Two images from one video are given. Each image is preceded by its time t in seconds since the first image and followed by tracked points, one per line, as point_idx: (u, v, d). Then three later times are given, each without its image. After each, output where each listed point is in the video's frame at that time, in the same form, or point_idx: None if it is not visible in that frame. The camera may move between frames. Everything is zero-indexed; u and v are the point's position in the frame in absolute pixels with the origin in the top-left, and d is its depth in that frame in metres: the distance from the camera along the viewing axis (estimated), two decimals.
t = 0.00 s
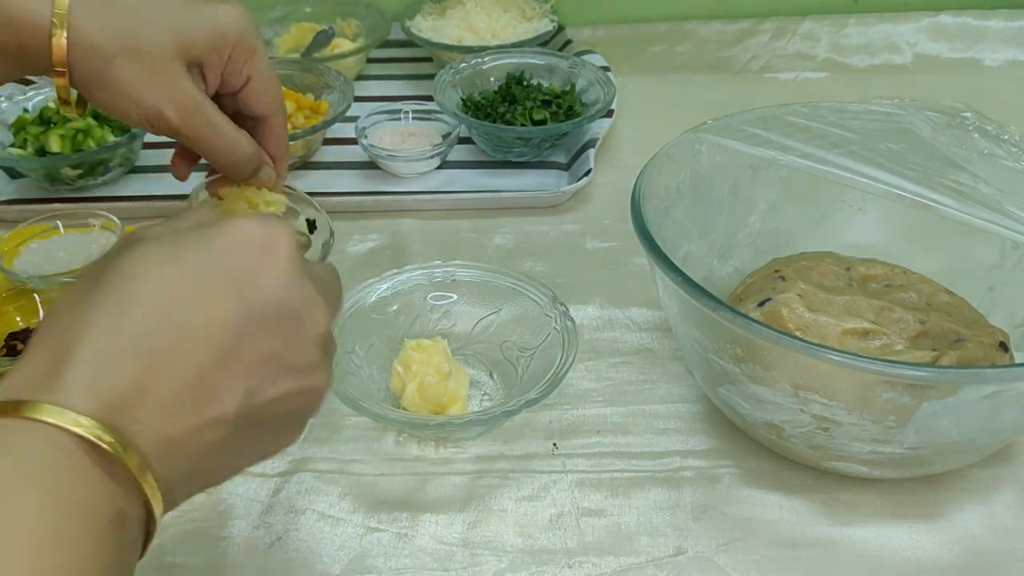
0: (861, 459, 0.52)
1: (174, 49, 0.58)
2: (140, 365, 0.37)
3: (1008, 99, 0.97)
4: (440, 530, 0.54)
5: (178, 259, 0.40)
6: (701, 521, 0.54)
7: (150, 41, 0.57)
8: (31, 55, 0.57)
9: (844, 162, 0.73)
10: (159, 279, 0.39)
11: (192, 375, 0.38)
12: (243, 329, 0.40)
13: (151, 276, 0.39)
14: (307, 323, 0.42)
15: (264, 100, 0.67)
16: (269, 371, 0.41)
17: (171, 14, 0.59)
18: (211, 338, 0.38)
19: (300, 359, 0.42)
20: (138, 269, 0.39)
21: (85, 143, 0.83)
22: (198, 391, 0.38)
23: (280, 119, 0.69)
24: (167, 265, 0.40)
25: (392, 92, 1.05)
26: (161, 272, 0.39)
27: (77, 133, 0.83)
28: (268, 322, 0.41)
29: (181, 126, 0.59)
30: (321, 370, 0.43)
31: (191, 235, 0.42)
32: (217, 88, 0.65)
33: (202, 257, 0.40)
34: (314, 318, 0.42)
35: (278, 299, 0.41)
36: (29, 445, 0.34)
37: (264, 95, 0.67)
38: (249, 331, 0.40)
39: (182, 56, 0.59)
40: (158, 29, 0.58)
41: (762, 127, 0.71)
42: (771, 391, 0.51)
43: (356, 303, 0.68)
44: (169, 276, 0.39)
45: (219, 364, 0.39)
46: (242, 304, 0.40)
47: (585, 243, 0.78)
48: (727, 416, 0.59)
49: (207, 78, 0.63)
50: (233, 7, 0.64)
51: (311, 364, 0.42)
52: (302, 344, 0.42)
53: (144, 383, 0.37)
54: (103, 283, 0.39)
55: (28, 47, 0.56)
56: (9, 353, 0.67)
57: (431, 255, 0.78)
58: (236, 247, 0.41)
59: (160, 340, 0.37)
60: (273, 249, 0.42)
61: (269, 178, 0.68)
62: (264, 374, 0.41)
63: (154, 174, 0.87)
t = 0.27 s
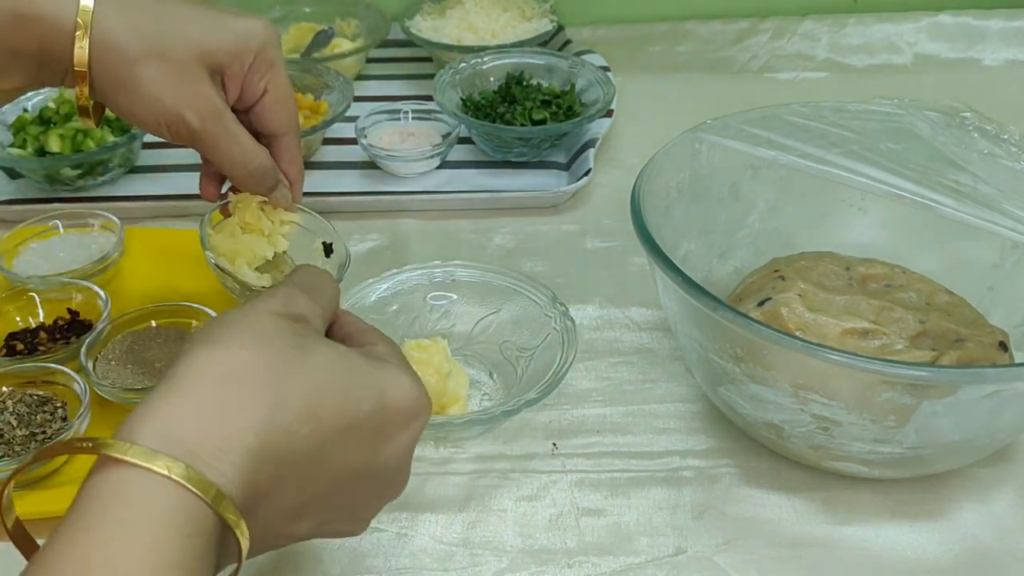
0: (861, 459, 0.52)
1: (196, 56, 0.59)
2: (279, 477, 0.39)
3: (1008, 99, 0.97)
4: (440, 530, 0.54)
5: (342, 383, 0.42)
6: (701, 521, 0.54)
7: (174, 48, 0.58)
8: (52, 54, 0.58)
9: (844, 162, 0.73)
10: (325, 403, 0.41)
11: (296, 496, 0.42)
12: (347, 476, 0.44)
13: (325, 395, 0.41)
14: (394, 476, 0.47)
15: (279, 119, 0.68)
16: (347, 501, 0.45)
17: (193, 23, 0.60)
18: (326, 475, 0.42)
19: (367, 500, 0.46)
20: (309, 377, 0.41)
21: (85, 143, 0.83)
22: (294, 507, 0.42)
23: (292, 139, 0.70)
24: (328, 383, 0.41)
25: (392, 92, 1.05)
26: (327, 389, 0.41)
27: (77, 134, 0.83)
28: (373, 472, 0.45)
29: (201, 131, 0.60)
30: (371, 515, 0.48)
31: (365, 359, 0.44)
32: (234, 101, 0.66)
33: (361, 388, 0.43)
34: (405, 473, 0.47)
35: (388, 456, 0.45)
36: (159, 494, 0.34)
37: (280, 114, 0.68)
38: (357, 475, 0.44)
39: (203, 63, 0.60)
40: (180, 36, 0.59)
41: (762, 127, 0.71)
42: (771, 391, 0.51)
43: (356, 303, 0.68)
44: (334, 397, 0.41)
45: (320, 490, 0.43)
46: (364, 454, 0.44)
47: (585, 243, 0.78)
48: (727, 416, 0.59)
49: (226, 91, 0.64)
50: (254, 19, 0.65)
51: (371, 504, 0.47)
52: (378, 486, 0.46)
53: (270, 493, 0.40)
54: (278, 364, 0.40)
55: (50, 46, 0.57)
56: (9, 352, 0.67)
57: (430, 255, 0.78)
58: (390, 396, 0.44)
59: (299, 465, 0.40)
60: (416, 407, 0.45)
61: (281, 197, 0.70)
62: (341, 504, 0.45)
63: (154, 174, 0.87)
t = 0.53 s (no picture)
0: (861, 459, 0.52)
1: (206, 59, 0.58)
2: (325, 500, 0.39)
3: (1008, 98, 0.97)
4: (440, 530, 0.54)
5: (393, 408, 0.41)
6: (701, 521, 0.54)
7: (184, 51, 0.57)
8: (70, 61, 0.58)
9: (844, 162, 0.73)
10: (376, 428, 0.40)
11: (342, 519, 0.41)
12: (391, 502, 0.43)
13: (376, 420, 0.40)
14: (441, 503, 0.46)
15: (293, 118, 0.67)
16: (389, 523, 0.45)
17: (202, 24, 0.59)
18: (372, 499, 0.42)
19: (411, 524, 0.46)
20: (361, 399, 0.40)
21: (85, 143, 0.83)
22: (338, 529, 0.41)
23: (307, 137, 0.68)
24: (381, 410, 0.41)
25: (392, 92, 1.05)
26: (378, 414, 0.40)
27: (77, 133, 0.83)
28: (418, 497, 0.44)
29: (215, 134, 0.60)
30: (416, 536, 0.47)
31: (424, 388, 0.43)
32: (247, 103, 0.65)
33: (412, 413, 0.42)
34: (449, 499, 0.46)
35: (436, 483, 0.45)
36: (202, 521, 0.33)
37: (294, 111, 0.66)
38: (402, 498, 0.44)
39: (214, 65, 0.59)
40: (189, 39, 0.57)
41: (762, 127, 0.71)
42: (771, 391, 0.51)
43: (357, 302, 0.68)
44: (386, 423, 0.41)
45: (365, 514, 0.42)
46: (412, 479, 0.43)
47: (585, 243, 0.78)
48: (728, 416, 0.59)
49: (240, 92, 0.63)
50: (265, 18, 0.63)
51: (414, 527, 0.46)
52: (420, 511, 0.45)
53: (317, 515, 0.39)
54: (329, 384, 0.39)
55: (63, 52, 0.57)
56: (9, 352, 0.67)
57: (430, 255, 0.78)
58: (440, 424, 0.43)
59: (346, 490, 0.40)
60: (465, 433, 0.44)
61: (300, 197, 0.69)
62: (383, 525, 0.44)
63: (154, 173, 0.87)
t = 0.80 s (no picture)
0: (861, 459, 0.52)
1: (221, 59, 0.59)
2: (305, 411, 0.35)
3: (1009, 98, 0.97)
4: (440, 530, 0.54)
5: (321, 292, 0.37)
6: (701, 521, 0.54)
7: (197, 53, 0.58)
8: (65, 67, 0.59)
9: (844, 162, 0.73)
10: (311, 318, 0.36)
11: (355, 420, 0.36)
12: (399, 376, 0.38)
13: (304, 311, 0.36)
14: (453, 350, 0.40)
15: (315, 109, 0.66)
16: (419, 401, 0.39)
17: (216, 23, 0.59)
18: (372, 381, 0.37)
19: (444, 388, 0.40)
20: (281, 305, 0.36)
21: (85, 142, 0.83)
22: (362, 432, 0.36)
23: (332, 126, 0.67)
24: (306, 302, 0.36)
25: (392, 92, 1.05)
26: (301, 305, 0.36)
27: (77, 133, 0.83)
28: (423, 354, 0.38)
29: (237, 132, 0.60)
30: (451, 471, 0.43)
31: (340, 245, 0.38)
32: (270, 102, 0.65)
33: (341, 278, 0.37)
34: (456, 350, 0.40)
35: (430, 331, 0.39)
36: (166, 501, 0.32)
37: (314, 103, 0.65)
38: (409, 362, 0.38)
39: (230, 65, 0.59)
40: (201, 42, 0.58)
41: (762, 126, 0.71)
42: (771, 391, 0.51)
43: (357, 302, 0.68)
44: (315, 309, 0.36)
45: (377, 401, 0.37)
46: (397, 341, 0.38)
47: (585, 243, 0.78)
48: (728, 416, 0.59)
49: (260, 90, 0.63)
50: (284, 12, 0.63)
51: (451, 390, 0.41)
52: (449, 402, 0.41)
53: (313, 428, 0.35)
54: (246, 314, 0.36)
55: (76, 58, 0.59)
56: (9, 352, 0.67)
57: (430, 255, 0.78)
58: (376, 281, 0.38)
59: (324, 386, 0.35)
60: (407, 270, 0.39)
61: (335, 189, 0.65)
62: (414, 406, 0.39)
63: (154, 173, 0.87)
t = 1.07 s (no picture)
0: (861, 459, 0.52)
1: (253, 63, 0.58)
2: (369, 354, 0.35)
3: (1009, 98, 0.97)
4: (440, 529, 0.54)
5: (351, 250, 0.37)
6: (701, 521, 0.54)
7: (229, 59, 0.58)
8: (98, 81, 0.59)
9: (844, 161, 0.73)
10: (350, 273, 0.37)
11: (419, 359, 0.37)
12: (452, 310, 0.39)
13: (342, 268, 0.37)
14: (495, 277, 0.41)
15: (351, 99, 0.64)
16: (478, 331, 0.40)
17: (244, 27, 0.59)
18: (426, 319, 0.37)
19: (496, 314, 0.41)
20: (316, 270, 0.37)
21: (85, 143, 0.83)
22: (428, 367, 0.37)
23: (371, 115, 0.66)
24: (342, 261, 0.37)
25: (392, 93, 1.05)
26: (339, 264, 0.37)
27: (77, 134, 0.83)
28: (465, 286, 0.39)
29: (275, 139, 0.59)
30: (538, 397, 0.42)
31: (354, 202, 0.39)
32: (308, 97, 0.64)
33: (367, 231, 0.38)
34: (496, 277, 0.41)
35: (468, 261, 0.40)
36: (254, 475, 0.32)
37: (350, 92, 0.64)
38: (455, 296, 0.39)
39: (263, 68, 0.59)
40: (232, 48, 0.58)
41: (762, 126, 0.71)
42: (772, 391, 0.51)
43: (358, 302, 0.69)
44: (351, 264, 0.37)
45: (436, 338, 0.38)
46: (439, 276, 0.39)
47: (585, 243, 0.78)
48: (728, 416, 0.59)
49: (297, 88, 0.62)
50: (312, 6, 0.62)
51: (504, 316, 0.42)
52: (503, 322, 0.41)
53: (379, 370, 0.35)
54: (285, 288, 0.37)
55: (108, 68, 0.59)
56: (9, 352, 0.67)
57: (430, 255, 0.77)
58: (402, 227, 0.39)
59: (379, 332, 0.36)
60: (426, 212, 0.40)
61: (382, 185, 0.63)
62: (475, 338, 0.40)
63: (153, 173, 0.87)
